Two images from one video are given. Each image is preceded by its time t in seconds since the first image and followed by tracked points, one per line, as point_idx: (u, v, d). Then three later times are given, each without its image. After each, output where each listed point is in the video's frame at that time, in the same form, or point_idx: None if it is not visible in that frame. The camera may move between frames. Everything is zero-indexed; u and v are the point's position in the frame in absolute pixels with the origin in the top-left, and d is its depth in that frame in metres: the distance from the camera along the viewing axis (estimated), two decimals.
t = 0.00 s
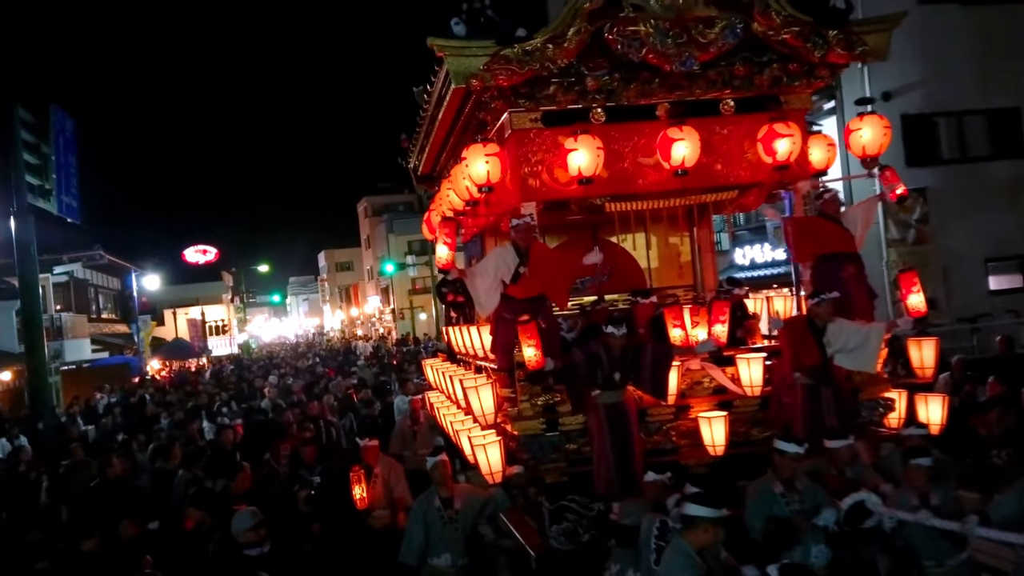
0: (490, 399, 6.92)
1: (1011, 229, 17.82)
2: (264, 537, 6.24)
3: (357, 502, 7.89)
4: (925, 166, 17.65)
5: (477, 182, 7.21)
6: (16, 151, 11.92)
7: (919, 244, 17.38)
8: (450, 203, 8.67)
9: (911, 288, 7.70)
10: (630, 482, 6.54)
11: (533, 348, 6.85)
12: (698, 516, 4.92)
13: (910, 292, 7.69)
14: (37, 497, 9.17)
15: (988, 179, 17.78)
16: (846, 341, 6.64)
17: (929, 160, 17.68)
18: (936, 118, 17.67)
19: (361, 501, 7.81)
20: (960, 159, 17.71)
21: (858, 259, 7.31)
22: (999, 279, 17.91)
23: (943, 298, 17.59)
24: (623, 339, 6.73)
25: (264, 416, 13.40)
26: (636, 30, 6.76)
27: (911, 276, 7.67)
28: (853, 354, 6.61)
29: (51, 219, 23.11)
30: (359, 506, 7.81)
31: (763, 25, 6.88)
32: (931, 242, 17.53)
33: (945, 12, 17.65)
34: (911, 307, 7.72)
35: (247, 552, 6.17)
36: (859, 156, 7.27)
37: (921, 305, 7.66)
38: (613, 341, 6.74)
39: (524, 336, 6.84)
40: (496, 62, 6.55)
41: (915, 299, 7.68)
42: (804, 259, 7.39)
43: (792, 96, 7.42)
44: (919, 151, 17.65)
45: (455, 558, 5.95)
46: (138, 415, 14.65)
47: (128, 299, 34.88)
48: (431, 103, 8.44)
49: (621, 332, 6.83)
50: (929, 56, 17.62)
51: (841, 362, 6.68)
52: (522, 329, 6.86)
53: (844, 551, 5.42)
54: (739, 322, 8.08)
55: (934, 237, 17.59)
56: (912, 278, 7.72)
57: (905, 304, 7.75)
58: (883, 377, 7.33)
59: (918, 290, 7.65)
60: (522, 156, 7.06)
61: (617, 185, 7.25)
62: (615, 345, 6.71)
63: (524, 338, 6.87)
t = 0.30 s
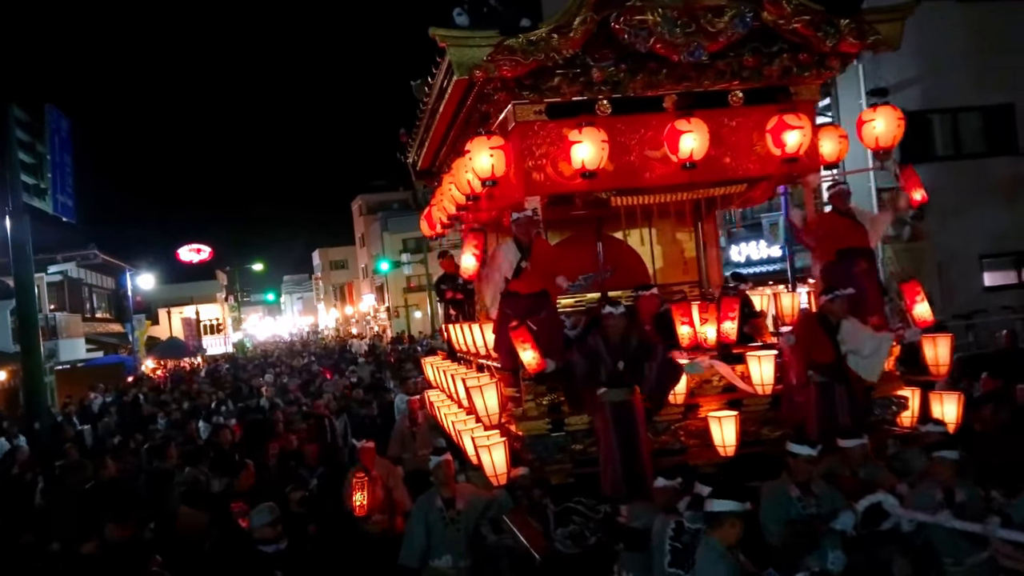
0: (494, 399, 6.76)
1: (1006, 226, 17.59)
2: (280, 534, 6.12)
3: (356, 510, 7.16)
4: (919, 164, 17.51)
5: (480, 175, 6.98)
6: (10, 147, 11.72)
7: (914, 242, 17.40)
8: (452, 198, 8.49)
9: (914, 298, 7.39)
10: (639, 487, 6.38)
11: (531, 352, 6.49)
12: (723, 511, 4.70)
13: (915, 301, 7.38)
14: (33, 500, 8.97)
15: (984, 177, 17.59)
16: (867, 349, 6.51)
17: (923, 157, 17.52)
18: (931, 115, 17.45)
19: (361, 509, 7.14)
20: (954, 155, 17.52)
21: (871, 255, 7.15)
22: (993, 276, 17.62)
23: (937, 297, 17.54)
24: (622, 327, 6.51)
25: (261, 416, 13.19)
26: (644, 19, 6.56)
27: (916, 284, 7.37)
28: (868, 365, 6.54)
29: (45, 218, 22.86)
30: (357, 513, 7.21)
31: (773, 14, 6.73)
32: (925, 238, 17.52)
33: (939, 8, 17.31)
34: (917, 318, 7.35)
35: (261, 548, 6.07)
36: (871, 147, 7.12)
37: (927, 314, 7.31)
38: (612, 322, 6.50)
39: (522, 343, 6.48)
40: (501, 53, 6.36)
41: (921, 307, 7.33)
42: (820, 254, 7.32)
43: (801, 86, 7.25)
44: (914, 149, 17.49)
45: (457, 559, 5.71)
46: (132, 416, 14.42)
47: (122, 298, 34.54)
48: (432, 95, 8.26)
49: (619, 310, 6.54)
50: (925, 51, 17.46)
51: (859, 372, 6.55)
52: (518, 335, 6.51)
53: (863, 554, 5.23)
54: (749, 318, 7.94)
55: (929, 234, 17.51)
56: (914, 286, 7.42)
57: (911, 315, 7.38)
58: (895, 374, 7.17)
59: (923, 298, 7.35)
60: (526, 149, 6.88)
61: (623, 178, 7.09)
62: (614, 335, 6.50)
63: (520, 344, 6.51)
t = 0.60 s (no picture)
0: (489, 401, 6.51)
1: (987, 227, 17.52)
2: (272, 538, 5.84)
3: (348, 512, 7.00)
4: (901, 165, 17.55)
5: (475, 172, 6.86)
6: None
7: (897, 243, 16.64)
8: (445, 195, 8.33)
9: (897, 319, 7.09)
10: (637, 492, 6.20)
11: (558, 375, 6.26)
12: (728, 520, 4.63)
13: (898, 323, 7.07)
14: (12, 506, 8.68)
15: (962, 178, 17.60)
16: (864, 358, 6.45)
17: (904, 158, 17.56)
18: (913, 119, 17.43)
19: (354, 510, 6.99)
20: (935, 157, 17.56)
21: (873, 257, 7.11)
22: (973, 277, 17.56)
23: (917, 296, 17.39)
24: (614, 320, 6.48)
25: (245, 419, 12.90)
26: (642, 13, 6.43)
27: (900, 306, 7.08)
28: (864, 373, 6.47)
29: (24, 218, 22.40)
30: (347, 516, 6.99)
31: (773, 8, 6.60)
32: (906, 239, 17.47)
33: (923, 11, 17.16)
34: (900, 341, 7.06)
35: (253, 553, 5.81)
36: (872, 145, 7.02)
37: (911, 336, 7.05)
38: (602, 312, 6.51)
39: (547, 365, 6.27)
40: (496, 46, 6.18)
41: (906, 330, 7.05)
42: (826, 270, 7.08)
43: (802, 83, 7.12)
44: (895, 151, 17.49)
45: (452, 570, 5.47)
46: (113, 419, 14.09)
47: (102, 300, 33.96)
48: (424, 91, 8.08)
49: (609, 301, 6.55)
50: (910, 56, 17.42)
51: (858, 382, 6.45)
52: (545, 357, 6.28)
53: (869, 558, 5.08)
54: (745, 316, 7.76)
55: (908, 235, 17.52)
56: (898, 308, 7.13)
57: (893, 337, 7.11)
58: (895, 374, 7.01)
59: (907, 320, 7.05)
60: (521, 145, 6.72)
61: (620, 176, 6.95)
62: (608, 327, 6.46)
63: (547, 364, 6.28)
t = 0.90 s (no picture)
0: (474, 402, 6.26)
1: (959, 227, 17.56)
2: (237, 547, 5.63)
3: (335, 518, 6.73)
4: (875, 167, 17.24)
5: (460, 167, 6.69)
6: None
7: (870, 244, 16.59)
8: (427, 191, 8.14)
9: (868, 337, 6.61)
10: (624, 493, 6.10)
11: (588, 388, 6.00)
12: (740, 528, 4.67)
13: (868, 341, 6.61)
14: None
15: (936, 179, 17.49)
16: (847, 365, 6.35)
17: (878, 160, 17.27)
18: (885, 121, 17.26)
19: (338, 515, 6.73)
20: (907, 159, 17.37)
21: (862, 258, 6.96)
22: (944, 277, 17.63)
23: (891, 296, 17.34)
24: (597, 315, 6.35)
25: (221, 421, 12.63)
26: (632, 5, 6.31)
27: (872, 324, 6.57)
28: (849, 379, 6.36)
29: None
30: (335, 522, 6.78)
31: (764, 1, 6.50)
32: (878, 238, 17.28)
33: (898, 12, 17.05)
34: (866, 360, 6.63)
35: (215, 561, 5.60)
36: (862, 142, 6.86)
37: (877, 358, 6.62)
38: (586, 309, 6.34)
39: (579, 379, 5.99)
40: (482, 37, 6.01)
41: (873, 351, 6.59)
42: (808, 266, 7.02)
43: (791, 79, 7.02)
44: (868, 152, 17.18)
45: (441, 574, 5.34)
46: (85, 421, 13.74)
47: (74, 300, 33.29)
48: (405, 84, 7.90)
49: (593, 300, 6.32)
50: (889, 58, 17.22)
51: (845, 386, 6.30)
52: (576, 370, 6.00)
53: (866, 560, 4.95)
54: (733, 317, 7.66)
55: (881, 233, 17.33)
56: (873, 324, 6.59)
57: (859, 355, 6.66)
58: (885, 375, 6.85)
59: (876, 339, 6.59)
60: (508, 140, 6.54)
61: (608, 172, 6.79)
62: (591, 323, 6.30)
63: (577, 378, 6.01)
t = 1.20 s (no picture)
0: (455, 402, 6.10)
1: (929, 225, 17.56)
2: (193, 555, 5.19)
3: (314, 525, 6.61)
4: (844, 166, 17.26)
5: (438, 161, 6.52)
6: None
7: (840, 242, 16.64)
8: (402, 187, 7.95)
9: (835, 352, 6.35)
10: (608, 495, 5.96)
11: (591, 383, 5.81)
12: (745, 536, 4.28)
13: (836, 355, 6.36)
14: None
15: (907, 178, 17.50)
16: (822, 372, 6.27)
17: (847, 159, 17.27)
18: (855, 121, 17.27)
19: (319, 523, 6.61)
20: (877, 158, 17.40)
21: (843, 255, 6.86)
22: (913, 275, 17.70)
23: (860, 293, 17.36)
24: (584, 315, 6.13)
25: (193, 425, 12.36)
26: None
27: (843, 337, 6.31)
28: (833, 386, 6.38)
29: None
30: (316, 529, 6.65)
31: None
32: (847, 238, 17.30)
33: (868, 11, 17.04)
34: (834, 374, 6.37)
35: (173, 571, 5.22)
36: (846, 136, 6.77)
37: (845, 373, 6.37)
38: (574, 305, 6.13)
39: (588, 376, 5.79)
40: (460, 26, 5.84)
41: (841, 365, 6.35)
42: (782, 258, 7.08)
43: (772, 72, 6.91)
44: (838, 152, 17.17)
45: None
46: (52, 425, 13.39)
47: (41, 301, 32.61)
48: (380, 77, 7.72)
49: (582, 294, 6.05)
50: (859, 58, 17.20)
51: (828, 384, 6.27)
52: (591, 363, 5.78)
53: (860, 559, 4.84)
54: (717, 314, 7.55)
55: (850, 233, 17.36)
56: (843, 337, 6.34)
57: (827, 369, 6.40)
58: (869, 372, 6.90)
59: (846, 353, 6.32)
60: (487, 134, 6.40)
61: (589, 167, 6.64)
62: (577, 321, 6.11)
63: (583, 373, 5.81)
